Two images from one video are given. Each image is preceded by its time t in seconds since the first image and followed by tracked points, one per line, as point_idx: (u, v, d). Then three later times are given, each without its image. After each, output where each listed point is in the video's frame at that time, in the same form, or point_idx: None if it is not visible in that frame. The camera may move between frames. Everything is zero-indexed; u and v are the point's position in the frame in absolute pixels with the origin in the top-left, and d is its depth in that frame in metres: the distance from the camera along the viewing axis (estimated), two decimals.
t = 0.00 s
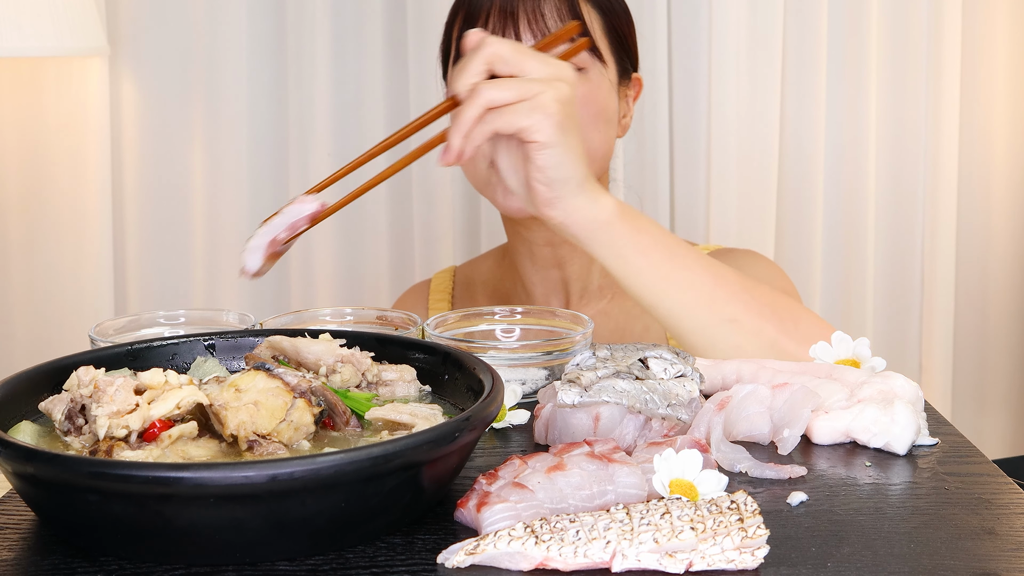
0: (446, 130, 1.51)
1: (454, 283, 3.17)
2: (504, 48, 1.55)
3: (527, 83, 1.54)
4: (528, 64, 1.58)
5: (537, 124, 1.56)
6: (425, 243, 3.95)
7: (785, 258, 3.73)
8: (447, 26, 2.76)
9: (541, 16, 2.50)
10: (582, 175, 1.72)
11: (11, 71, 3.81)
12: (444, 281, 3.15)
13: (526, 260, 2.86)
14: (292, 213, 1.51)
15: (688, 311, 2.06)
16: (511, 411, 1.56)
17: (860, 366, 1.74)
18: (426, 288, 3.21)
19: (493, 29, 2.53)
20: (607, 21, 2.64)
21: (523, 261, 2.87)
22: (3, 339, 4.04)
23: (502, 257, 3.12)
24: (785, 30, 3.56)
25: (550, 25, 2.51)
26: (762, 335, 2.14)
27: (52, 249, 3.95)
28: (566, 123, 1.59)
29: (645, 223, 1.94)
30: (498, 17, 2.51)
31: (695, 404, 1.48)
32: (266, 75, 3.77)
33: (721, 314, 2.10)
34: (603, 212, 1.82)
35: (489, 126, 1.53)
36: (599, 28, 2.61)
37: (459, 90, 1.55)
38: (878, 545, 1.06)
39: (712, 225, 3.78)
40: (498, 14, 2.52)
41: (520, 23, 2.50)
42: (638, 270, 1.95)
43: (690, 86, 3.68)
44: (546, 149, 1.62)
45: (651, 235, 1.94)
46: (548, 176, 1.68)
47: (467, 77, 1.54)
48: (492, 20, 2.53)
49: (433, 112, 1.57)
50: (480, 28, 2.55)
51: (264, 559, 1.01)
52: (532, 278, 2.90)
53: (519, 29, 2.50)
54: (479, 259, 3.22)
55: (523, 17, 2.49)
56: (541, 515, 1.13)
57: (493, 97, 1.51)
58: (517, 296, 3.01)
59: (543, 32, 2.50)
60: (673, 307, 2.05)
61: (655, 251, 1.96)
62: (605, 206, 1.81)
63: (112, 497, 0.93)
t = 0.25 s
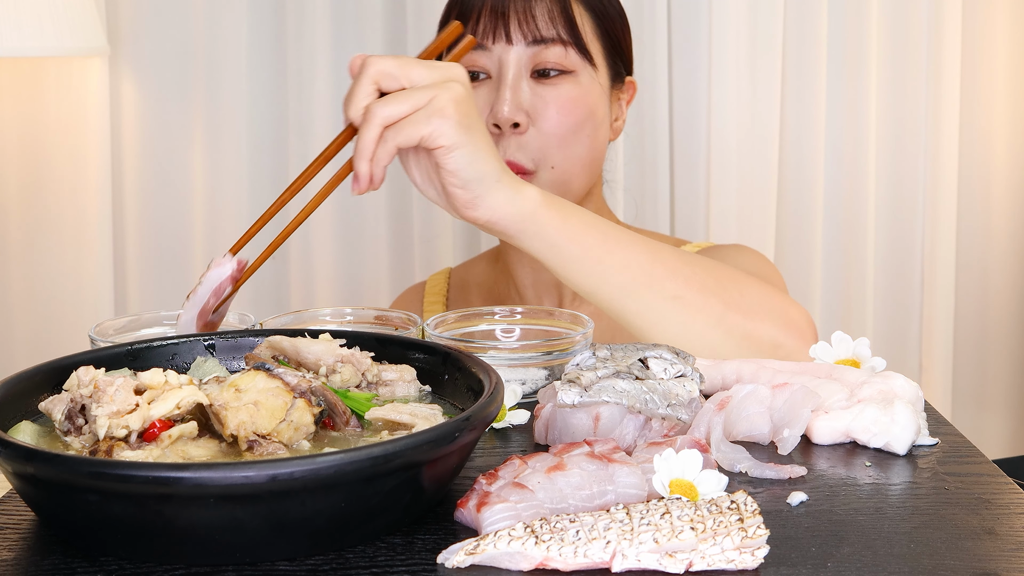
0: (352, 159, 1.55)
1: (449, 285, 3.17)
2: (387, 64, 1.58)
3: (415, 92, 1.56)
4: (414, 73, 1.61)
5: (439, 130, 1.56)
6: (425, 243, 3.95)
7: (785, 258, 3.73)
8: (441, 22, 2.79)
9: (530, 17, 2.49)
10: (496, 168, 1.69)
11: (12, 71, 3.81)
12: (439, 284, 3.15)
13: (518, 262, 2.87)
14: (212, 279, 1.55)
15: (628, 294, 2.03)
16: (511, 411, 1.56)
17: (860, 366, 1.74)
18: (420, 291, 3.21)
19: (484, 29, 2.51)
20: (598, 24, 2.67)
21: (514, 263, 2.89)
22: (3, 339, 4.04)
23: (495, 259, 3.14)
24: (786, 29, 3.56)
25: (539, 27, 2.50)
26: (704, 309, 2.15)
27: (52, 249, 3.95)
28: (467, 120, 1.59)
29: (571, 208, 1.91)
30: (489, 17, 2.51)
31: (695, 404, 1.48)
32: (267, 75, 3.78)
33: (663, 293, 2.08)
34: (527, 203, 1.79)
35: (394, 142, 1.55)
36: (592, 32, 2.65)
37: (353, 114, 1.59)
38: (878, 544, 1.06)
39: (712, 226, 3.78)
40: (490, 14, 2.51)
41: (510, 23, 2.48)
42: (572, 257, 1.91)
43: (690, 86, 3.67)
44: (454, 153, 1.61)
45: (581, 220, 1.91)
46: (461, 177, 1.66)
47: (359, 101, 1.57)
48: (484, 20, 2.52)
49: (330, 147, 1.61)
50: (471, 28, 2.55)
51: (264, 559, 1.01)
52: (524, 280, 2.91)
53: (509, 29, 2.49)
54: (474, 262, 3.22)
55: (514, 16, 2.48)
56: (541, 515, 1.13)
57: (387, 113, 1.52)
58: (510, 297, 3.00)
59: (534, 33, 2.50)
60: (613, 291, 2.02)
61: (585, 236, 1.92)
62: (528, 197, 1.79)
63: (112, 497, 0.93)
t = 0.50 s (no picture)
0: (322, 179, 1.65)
1: (446, 286, 3.17)
2: (338, 79, 1.63)
3: (372, 104, 1.61)
4: (368, 82, 1.66)
5: (400, 137, 1.62)
6: (425, 243, 3.95)
7: (785, 258, 3.73)
8: (434, 24, 2.79)
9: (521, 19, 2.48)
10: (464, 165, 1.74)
11: (12, 71, 3.82)
12: (436, 285, 3.15)
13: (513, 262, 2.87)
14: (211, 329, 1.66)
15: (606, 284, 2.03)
16: (511, 411, 1.56)
17: (860, 366, 1.74)
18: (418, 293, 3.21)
19: (475, 33, 2.51)
20: (591, 24, 2.66)
21: (509, 264, 2.89)
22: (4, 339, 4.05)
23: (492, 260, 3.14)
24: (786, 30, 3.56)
25: (531, 30, 2.50)
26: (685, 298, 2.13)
27: (53, 249, 3.95)
28: (426, 124, 1.64)
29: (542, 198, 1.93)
30: (480, 21, 2.51)
31: (695, 404, 1.48)
32: (267, 75, 3.79)
33: (641, 282, 2.07)
34: (498, 195, 1.83)
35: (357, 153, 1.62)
36: (585, 34, 2.64)
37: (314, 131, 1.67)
38: (879, 544, 1.06)
39: (713, 226, 3.78)
40: (480, 18, 2.51)
41: (502, 27, 2.48)
42: (545, 248, 1.93)
43: (690, 87, 3.67)
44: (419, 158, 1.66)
45: (554, 211, 1.94)
46: (428, 181, 1.71)
47: (317, 119, 1.65)
48: (474, 24, 2.52)
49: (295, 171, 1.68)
50: (462, 32, 2.55)
51: (264, 559, 1.01)
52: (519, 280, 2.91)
53: (501, 33, 2.49)
54: (471, 263, 3.22)
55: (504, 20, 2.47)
56: (541, 515, 1.13)
57: (346, 131, 1.59)
58: (507, 298, 3.00)
59: (526, 36, 2.49)
60: (591, 283, 2.02)
61: (558, 226, 1.94)
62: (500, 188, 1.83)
63: (112, 497, 0.93)
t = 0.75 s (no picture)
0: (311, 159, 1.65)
1: (444, 287, 3.17)
2: (326, 60, 1.59)
3: (359, 86, 1.59)
4: (356, 61, 1.62)
5: (388, 121, 1.62)
6: (425, 243, 3.95)
7: (785, 257, 3.73)
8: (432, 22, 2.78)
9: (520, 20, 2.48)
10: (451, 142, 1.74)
11: (12, 71, 3.82)
12: (434, 286, 3.15)
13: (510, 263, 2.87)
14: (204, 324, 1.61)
15: (591, 263, 2.01)
16: (511, 411, 1.55)
17: (860, 366, 1.74)
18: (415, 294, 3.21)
19: (474, 33, 2.51)
20: (589, 25, 2.66)
21: (507, 266, 2.89)
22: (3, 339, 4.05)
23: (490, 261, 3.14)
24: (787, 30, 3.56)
25: (530, 31, 2.49)
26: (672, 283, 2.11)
27: (53, 249, 3.95)
28: (414, 106, 1.63)
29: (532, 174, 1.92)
30: (479, 21, 2.50)
31: (695, 404, 1.48)
32: (267, 75, 3.78)
33: (627, 263, 2.05)
34: (487, 171, 1.83)
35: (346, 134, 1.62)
36: (584, 36, 2.65)
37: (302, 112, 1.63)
38: (878, 544, 1.06)
39: (712, 226, 3.78)
40: (479, 18, 2.50)
41: (500, 28, 2.48)
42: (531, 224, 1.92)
43: (690, 87, 3.67)
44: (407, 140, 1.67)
45: (543, 190, 1.92)
46: (417, 161, 1.73)
47: (304, 101, 1.62)
48: (473, 24, 2.51)
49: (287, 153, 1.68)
50: (461, 32, 2.54)
51: (265, 559, 1.01)
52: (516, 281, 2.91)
53: (499, 33, 2.48)
54: (469, 264, 3.22)
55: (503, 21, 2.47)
56: (541, 515, 1.13)
57: (334, 116, 1.57)
58: (503, 299, 3.00)
59: (525, 37, 2.49)
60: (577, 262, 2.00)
61: (546, 204, 1.93)
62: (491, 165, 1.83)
63: (112, 497, 0.93)
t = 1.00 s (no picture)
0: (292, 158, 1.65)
1: (443, 287, 3.17)
2: (298, 58, 1.62)
3: (331, 79, 1.60)
4: (328, 58, 1.65)
5: (362, 111, 1.62)
6: (425, 242, 3.95)
7: (785, 257, 3.73)
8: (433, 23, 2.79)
9: (521, 20, 2.48)
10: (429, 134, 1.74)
11: (12, 71, 3.82)
12: (433, 286, 3.15)
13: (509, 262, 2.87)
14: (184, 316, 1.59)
15: (573, 260, 2.01)
16: (511, 411, 1.55)
17: (860, 366, 1.74)
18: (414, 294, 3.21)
19: (474, 33, 2.51)
20: (590, 27, 2.66)
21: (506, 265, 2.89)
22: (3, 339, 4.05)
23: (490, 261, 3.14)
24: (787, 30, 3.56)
25: (530, 31, 2.50)
26: (655, 281, 2.12)
27: (53, 249, 3.95)
28: (387, 96, 1.64)
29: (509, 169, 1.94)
30: (479, 21, 2.51)
31: (695, 404, 1.48)
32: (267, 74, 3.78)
33: (610, 260, 2.05)
34: (466, 165, 1.83)
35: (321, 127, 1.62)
36: (584, 37, 2.65)
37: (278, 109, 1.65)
38: (878, 545, 1.06)
39: (712, 226, 3.78)
40: (480, 18, 2.51)
41: (501, 27, 2.48)
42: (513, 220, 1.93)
43: (690, 87, 3.67)
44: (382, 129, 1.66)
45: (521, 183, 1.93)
46: (395, 154, 1.72)
47: (280, 100, 1.64)
48: (474, 24, 2.52)
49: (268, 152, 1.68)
50: (461, 31, 2.55)
51: (264, 559, 1.01)
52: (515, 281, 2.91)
53: (500, 33, 2.49)
54: (468, 264, 3.22)
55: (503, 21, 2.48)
56: (541, 515, 1.13)
57: (308, 108, 1.58)
58: (502, 298, 3.01)
59: (525, 37, 2.49)
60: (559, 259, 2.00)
61: (529, 198, 1.93)
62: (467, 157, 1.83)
63: (112, 497, 0.93)
